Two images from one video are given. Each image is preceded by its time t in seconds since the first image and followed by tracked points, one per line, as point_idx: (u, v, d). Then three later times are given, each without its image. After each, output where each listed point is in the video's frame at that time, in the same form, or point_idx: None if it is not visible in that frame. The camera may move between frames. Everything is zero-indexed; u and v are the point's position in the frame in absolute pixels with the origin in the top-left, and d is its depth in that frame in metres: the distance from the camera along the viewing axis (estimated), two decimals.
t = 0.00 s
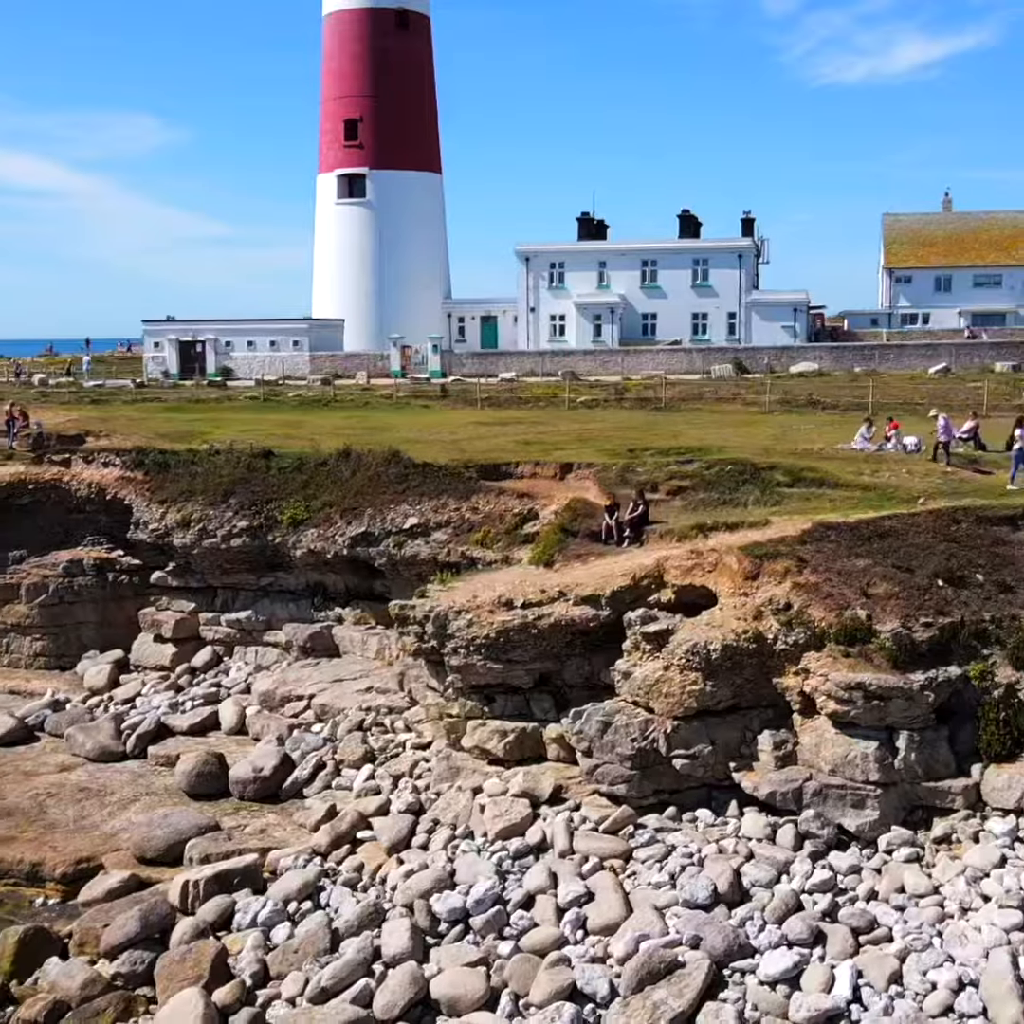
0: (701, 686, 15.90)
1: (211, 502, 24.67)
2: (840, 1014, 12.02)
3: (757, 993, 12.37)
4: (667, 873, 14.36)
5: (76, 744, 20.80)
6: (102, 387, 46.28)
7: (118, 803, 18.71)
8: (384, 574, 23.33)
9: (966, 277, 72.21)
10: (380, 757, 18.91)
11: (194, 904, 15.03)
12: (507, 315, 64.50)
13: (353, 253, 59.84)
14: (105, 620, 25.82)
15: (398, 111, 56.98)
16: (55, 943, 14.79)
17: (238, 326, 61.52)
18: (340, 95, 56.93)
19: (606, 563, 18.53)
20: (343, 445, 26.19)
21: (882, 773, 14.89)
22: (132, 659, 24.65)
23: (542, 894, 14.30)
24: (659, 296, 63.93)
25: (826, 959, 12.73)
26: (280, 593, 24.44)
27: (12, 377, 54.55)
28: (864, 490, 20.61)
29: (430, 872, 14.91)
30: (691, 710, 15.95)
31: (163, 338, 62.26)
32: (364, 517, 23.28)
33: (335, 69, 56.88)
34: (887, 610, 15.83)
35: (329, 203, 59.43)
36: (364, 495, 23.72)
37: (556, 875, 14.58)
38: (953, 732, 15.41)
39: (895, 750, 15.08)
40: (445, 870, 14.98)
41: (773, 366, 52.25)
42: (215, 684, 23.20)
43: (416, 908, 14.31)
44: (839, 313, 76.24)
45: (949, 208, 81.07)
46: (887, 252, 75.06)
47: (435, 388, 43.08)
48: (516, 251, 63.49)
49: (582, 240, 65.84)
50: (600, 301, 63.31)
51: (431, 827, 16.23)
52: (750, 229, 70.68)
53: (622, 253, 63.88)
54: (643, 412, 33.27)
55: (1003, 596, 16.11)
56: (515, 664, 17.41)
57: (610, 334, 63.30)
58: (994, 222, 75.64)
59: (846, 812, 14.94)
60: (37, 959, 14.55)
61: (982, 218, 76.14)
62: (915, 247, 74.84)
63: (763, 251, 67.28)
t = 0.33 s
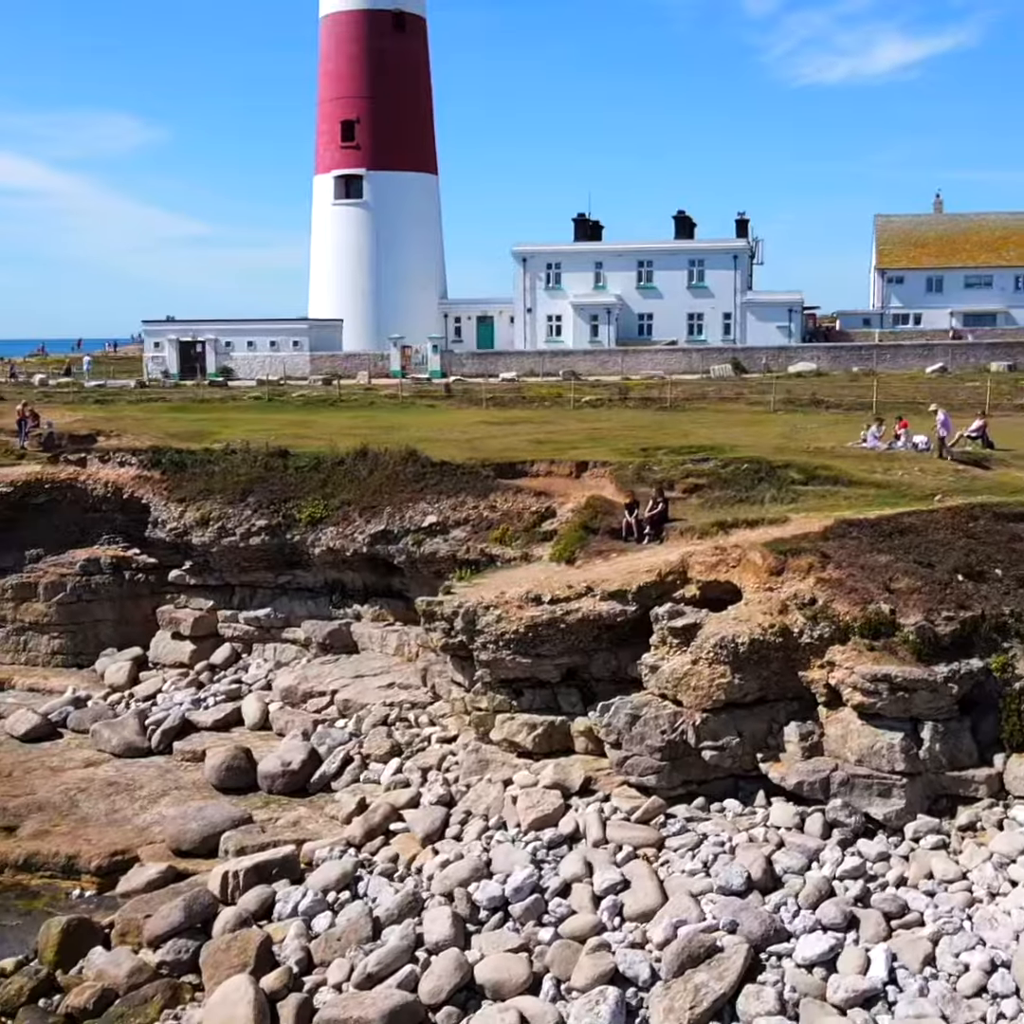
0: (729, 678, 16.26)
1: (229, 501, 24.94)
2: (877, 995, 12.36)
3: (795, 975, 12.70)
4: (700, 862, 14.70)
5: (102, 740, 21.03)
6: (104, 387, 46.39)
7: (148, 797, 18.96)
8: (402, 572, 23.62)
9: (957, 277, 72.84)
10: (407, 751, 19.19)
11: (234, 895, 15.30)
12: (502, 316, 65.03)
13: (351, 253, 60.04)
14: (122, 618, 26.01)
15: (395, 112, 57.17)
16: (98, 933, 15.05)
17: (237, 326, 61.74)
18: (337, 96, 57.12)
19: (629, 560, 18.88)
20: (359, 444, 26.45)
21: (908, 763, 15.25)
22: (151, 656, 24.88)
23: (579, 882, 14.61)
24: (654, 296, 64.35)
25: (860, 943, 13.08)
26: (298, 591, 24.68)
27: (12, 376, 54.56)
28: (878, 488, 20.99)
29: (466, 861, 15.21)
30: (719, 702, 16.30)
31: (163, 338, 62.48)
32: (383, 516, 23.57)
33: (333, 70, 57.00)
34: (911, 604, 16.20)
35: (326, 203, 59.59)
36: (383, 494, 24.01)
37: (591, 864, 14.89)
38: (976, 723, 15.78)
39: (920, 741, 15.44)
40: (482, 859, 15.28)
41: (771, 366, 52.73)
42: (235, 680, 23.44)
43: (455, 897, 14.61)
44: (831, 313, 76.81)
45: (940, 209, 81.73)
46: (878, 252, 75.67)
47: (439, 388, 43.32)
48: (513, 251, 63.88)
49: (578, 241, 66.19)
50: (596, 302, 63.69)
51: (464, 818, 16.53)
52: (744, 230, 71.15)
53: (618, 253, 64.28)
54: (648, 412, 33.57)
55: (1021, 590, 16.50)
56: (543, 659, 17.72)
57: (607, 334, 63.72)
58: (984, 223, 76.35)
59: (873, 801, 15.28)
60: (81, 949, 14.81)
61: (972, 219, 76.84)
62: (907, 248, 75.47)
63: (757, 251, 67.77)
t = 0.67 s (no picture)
0: (750, 671, 16.64)
1: (244, 500, 25.20)
2: (905, 975, 12.71)
3: (824, 957, 13.06)
4: (726, 849, 15.06)
5: (123, 735, 21.24)
6: (105, 387, 46.52)
7: (173, 790, 19.21)
8: (416, 569, 23.92)
9: (947, 277, 73.55)
10: (429, 744, 19.50)
11: (268, 884, 15.60)
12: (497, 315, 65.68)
13: (347, 253, 60.26)
14: (136, 615, 26.17)
15: (391, 114, 57.38)
16: (134, 922, 15.32)
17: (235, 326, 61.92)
18: (332, 97, 57.34)
19: (648, 556, 19.25)
20: (371, 443, 26.73)
21: (926, 752, 15.64)
22: (166, 653, 25.09)
23: (608, 869, 14.95)
24: (649, 296, 64.81)
25: (886, 926, 13.46)
26: (313, 588, 24.92)
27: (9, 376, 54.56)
28: (888, 485, 21.41)
29: (496, 850, 15.54)
30: (740, 694, 16.68)
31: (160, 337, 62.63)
32: (398, 513, 23.88)
33: (328, 71, 57.20)
34: (927, 598, 16.60)
35: (322, 204, 59.79)
36: (397, 492, 24.30)
37: (620, 852, 15.23)
38: (991, 714, 16.18)
39: (938, 730, 15.83)
40: (511, 848, 15.61)
41: (767, 366, 53.23)
42: (252, 676, 23.68)
43: (487, 885, 14.94)
44: (822, 313, 77.42)
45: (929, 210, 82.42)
46: (869, 252, 76.30)
47: (440, 388, 43.60)
48: (509, 251, 64.32)
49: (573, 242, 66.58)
50: (591, 303, 64.10)
51: (490, 808, 16.86)
52: (737, 231, 71.68)
53: (613, 254, 64.74)
54: (652, 411, 33.91)
55: None
56: (566, 653, 18.07)
57: (602, 334, 64.16)
58: (973, 224, 77.10)
59: (893, 789, 15.67)
60: (119, 938, 15.08)
61: (961, 220, 77.59)
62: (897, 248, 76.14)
63: (750, 252, 68.29)
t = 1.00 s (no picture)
0: (766, 662, 17.08)
1: (255, 498, 25.48)
2: (925, 954, 13.13)
3: (846, 937, 13.48)
4: (746, 835, 15.48)
5: (141, 730, 21.48)
6: (101, 386, 46.61)
7: (195, 782, 19.50)
8: (427, 566, 24.26)
9: (933, 278, 74.36)
10: (447, 737, 19.86)
11: (297, 873, 15.93)
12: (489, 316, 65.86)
13: (340, 253, 60.49)
14: (146, 612, 26.40)
15: (383, 115, 57.67)
16: (166, 911, 15.61)
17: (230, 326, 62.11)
18: (325, 98, 57.57)
19: (662, 552, 19.67)
20: (380, 442, 27.03)
21: (938, 740, 16.07)
22: (177, 649, 25.36)
23: (631, 855, 15.34)
24: (640, 296, 65.31)
25: (905, 907, 13.88)
26: (324, 584, 25.21)
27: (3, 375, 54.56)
28: (892, 482, 21.88)
29: (521, 838, 15.92)
30: (756, 685, 17.12)
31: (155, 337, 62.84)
32: (409, 511, 24.21)
33: (320, 72, 57.42)
34: (937, 591, 17.06)
35: (315, 204, 60.00)
36: (408, 490, 24.63)
37: (642, 839, 15.63)
38: (1001, 703, 16.63)
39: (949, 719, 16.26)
40: (535, 836, 15.99)
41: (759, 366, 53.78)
42: (265, 672, 23.97)
43: (514, 872, 15.32)
44: (810, 313, 78.08)
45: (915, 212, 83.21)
46: (856, 253, 77.02)
47: (437, 387, 43.86)
48: (501, 251, 64.74)
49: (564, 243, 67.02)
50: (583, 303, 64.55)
51: (512, 798, 17.24)
52: (726, 232, 72.29)
53: (604, 254, 65.21)
54: (651, 410, 34.31)
55: None
56: (584, 646, 18.50)
57: (594, 334, 64.63)
58: (958, 225, 77.93)
59: (906, 777, 16.11)
60: (152, 926, 15.38)
61: (947, 222, 78.41)
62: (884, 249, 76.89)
63: (739, 253, 68.86)
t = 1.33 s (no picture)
0: (775, 653, 17.57)
1: (262, 495, 25.79)
2: (937, 931, 13.59)
3: (861, 916, 13.96)
4: (759, 819, 15.95)
5: (154, 724, 21.74)
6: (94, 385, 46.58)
7: (211, 774, 19.81)
8: (432, 562, 24.61)
9: (914, 278, 75.31)
10: (458, 728, 20.25)
11: (321, 860, 16.30)
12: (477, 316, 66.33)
13: (329, 253, 60.74)
14: (152, 609, 26.65)
15: (371, 116, 57.97)
16: (192, 898, 15.94)
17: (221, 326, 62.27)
18: (313, 100, 57.83)
19: (670, 547, 20.15)
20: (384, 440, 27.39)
21: (943, 727, 16.57)
22: (184, 646, 25.65)
23: (648, 840, 15.78)
24: (626, 297, 65.85)
25: (916, 887, 14.37)
26: (330, 580, 25.52)
27: None
28: (890, 478, 22.43)
29: (539, 825, 16.32)
30: (766, 675, 17.60)
31: (146, 337, 62.91)
32: (416, 508, 24.59)
33: (308, 74, 57.67)
34: (940, 583, 17.59)
35: (303, 204, 60.23)
36: (414, 487, 25.01)
37: (658, 824, 16.07)
38: (1002, 692, 17.16)
39: (953, 707, 16.78)
40: (553, 822, 16.41)
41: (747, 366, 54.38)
42: (274, 667, 24.28)
43: (534, 857, 15.73)
44: (792, 313, 78.86)
45: (896, 214, 84.16)
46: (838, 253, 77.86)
47: (430, 387, 44.19)
48: (489, 252, 65.17)
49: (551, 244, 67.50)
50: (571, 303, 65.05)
51: (528, 787, 17.66)
52: (710, 233, 73.01)
53: (591, 254, 65.75)
54: (646, 409, 34.79)
55: None
56: (595, 639, 18.95)
57: (582, 334, 65.14)
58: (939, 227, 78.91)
59: (912, 763, 16.60)
60: (179, 913, 15.70)
61: (928, 223, 79.38)
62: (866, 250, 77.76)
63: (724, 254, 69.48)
